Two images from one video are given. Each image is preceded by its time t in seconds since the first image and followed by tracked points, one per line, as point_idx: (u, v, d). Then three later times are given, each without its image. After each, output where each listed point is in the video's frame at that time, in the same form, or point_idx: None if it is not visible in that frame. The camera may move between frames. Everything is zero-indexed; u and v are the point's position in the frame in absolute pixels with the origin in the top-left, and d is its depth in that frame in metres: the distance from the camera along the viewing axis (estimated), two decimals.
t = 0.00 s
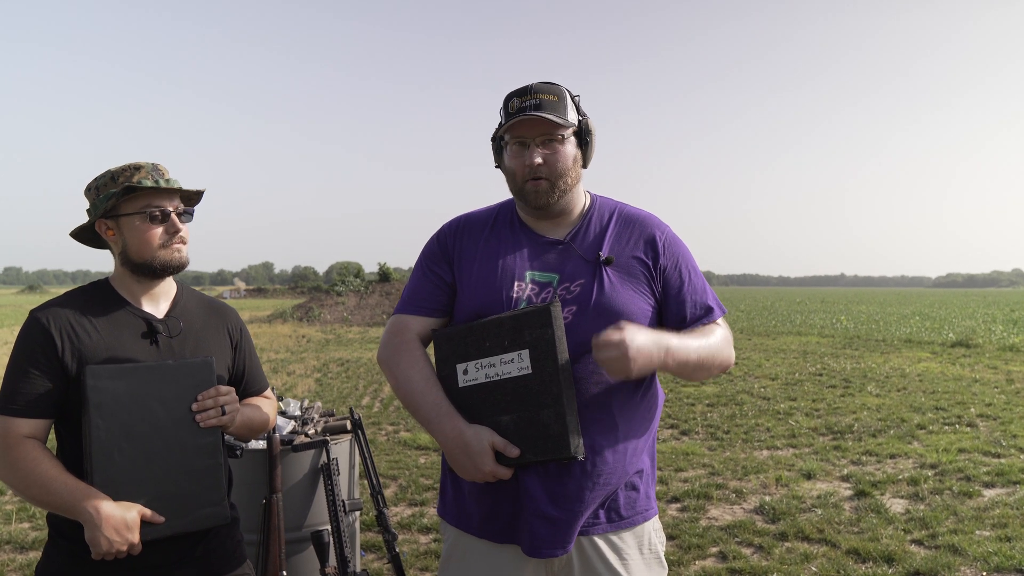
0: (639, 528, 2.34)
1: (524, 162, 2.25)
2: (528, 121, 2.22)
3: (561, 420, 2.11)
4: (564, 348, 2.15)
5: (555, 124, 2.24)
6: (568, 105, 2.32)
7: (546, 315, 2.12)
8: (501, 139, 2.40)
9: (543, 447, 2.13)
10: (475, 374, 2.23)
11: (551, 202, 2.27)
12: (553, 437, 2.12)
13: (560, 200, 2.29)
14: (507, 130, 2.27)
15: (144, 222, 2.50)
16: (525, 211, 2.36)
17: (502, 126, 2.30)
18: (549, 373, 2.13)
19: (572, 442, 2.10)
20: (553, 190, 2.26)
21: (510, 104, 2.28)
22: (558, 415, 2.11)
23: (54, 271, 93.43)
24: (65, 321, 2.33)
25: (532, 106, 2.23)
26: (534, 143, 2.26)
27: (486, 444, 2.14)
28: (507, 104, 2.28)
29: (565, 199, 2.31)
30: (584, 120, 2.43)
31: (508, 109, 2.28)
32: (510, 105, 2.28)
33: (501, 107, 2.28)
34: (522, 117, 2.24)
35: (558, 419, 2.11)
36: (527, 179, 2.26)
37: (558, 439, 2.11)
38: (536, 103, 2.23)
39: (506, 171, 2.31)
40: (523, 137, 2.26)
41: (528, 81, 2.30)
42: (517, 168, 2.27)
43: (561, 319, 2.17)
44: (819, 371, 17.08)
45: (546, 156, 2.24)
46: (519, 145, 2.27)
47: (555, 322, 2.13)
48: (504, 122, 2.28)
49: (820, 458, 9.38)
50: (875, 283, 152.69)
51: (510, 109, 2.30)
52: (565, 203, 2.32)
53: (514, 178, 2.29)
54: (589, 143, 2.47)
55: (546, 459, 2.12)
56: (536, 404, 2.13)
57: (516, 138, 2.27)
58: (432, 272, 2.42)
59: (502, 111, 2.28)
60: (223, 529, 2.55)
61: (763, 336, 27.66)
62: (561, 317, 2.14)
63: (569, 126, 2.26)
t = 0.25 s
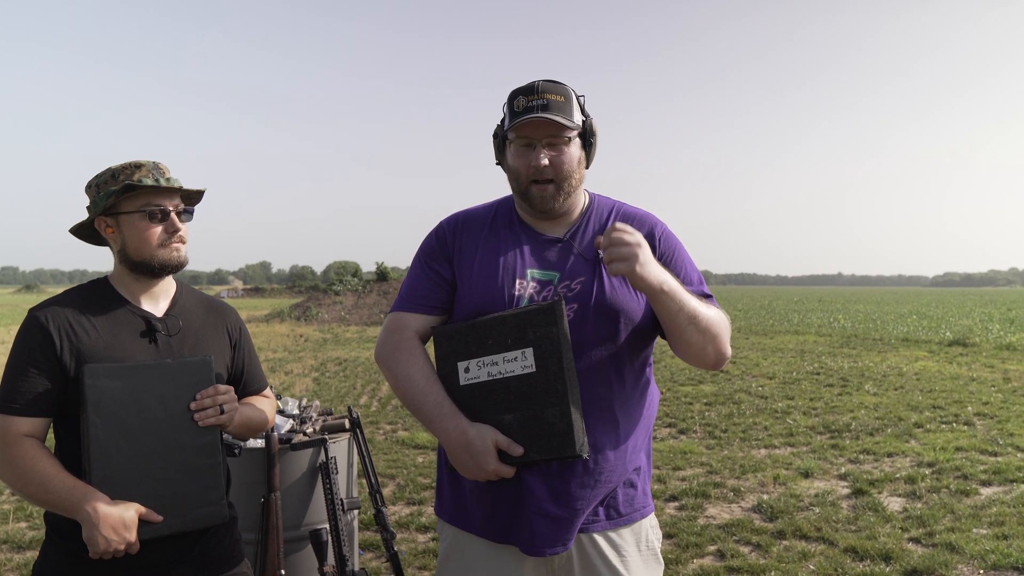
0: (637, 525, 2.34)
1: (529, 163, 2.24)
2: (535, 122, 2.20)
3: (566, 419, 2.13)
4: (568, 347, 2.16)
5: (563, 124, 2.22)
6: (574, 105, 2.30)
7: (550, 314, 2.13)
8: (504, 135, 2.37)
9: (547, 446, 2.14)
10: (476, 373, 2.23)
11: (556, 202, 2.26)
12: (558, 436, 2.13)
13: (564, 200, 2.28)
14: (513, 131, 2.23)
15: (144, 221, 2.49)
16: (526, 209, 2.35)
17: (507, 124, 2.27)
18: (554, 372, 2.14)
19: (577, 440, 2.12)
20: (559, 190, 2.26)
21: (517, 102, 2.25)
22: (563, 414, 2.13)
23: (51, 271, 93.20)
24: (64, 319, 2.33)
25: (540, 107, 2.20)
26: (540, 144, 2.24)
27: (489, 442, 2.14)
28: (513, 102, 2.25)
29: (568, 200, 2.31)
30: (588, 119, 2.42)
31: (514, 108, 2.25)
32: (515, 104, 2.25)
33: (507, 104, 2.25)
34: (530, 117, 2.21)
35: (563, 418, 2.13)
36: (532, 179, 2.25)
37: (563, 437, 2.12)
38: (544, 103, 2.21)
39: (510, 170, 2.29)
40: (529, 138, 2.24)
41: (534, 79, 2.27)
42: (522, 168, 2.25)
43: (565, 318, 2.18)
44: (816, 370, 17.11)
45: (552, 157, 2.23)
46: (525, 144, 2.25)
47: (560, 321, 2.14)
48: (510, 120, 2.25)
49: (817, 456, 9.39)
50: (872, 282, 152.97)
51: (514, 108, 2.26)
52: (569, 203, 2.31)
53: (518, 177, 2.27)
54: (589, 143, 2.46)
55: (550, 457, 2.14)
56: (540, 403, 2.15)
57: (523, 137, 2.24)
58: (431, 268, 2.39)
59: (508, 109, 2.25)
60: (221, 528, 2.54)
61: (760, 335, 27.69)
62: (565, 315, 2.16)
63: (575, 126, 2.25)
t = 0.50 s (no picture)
0: (636, 525, 2.34)
1: (537, 172, 2.23)
2: (543, 132, 2.19)
3: (567, 420, 2.13)
4: (568, 348, 2.17)
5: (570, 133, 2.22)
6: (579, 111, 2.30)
7: (551, 315, 2.14)
8: (507, 141, 2.36)
9: (547, 447, 2.15)
10: (476, 374, 2.23)
11: (563, 210, 2.27)
12: (558, 437, 2.14)
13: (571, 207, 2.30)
14: (522, 141, 2.21)
15: (144, 221, 2.49)
16: (531, 216, 2.35)
17: (513, 132, 2.26)
18: (554, 373, 2.15)
19: (577, 442, 2.13)
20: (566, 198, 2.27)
21: (523, 110, 2.23)
22: (564, 416, 2.14)
23: (47, 271, 92.94)
24: (63, 320, 2.32)
25: (547, 116, 2.20)
26: (547, 153, 2.23)
27: (489, 443, 2.14)
28: (518, 109, 2.23)
29: (573, 207, 2.32)
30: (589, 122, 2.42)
31: (520, 116, 2.24)
32: (522, 113, 2.23)
33: (513, 112, 2.23)
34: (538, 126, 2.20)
35: (564, 419, 2.13)
36: (540, 188, 2.25)
37: (564, 439, 2.13)
38: (552, 111, 2.21)
39: (516, 178, 2.28)
40: (537, 147, 2.22)
41: (538, 84, 2.26)
42: (530, 177, 2.25)
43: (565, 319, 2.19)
44: (813, 370, 17.14)
45: (560, 166, 2.23)
46: (532, 153, 2.24)
47: (560, 322, 2.15)
48: (516, 128, 2.24)
49: (814, 456, 9.41)
50: (868, 282, 153.34)
51: (520, 116, 2.25)
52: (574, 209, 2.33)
53: (524, 185, 2.27)
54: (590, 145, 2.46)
55: (550, 458, 2.14)
56: (541, 404, 2.15)
57: (530, 147, 2.22)
58: (429, 269, 2.39)
59: (514, 117, 2.24)
60: (219, 529, 2.54)
61: (757, 336, 27.74)
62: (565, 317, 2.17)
63: (582, 133, 2.26)
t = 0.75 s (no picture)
0: (636, 525, 2.34)
1: (529, 171, 2.24)
2: (536, 131, 2.20)
3: (567, 422, 2.14)
4: (568, 350, 2.17)
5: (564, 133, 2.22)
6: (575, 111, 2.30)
7: (551, 316, 2.15)
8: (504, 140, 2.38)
9: (547, 448, 2.15)
10: (476, 374, 2.23)
11: (555, 210, 2.27)
12: (559, 439, 2.14)
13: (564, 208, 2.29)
14: (514, 139, 2.23)
15: (145, 222, 2.49)
16: (526, 215, 2.36)
17: (507, 130, 2.27)
18: (554, 374, 2.16)
19: (578, 443, 2.13)
20: (558, 199, 2.27)
21: (517, 109, 2.25)
22: (564, 417, 2.14)
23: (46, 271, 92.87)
24: (65, 320, 2.33)
25: (541, 115, 2.21)
26: (540, 152, 2.24)
27: (489, 445, 2.14)
28: (513, 108, 2.25)
29: (568, 207, 2.32)
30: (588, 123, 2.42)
31: (514, 115, 2.25)
32: (516, 111, 2.24)
33: (507, 111, 2.25)
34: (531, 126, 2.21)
35: (564, 421, 2.14)
36: (532, 187, 2.25)
37: (564, 440, 2.14)
38: (545, 111, 2.22)
39: (509, 176, 2.30)
40: (529, 146, 2.24)
41: (535, 84, 2.27)
42: (522, 176, 2.25)
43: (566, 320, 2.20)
44: (812, 370, 17.16)
45: (553, 166, 2.23)
46: (525, 152, 2.25)
47: (561, 323, 2.16)
48: (511, 127, 2.25)
49: (814, 456, 9.41)
50: (867, 283, 153.47)
51: (515, 115, 2.26)
52: (569, 210, 2.33)
53: (517, 184, 2.28)
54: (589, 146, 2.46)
55: (550, 460, 2.15)
56: (541, 406, 2.15)
57: (524, 146, 2.23)
58: (429, 269, 2.39)
59: (509, 116, 2.25)
60: (220, 528, 2.54)
61: (756, 336, 27.75)
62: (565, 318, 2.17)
63: (577, 133, 2.25)
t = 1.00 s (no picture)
0: (637, 523, 2.35)
1: (533, 170, 2.25)
2: (541, 130, 2.20)
3: (572, 422, 2.14)
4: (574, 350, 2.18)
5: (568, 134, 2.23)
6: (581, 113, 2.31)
7: (557, 317, 2.15)
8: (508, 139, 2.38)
9: (552, 449, 2.16)
10: (480, 373, 2.24)
11: (557, 210, 2.28)
12: (564, 439, 2.15)
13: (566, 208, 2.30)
14: (518, 138, 2.23)
15: (146, 222, 2.49)
16: (528, 214, 2.36)
17: (512, 129, 2.28)
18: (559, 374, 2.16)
19: (582, 443, 2.14)
20: (561, 199, 2.27)
21: (523, 108, 2.25)
22: (569, 417, 2.15)
23: (46, 270, 92.90)
24: (66, 319, 2.33)
25: (546, 115, 2.21)
26: (544, 152, 2.25)
27: (494, 444, 2.15)
28: (519, 107, 2.25)
29: (570, 207, 2.32)
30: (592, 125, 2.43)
31: (520, 114, 2.25)
32: (521, 111, 2.25)
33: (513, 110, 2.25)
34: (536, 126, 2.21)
35: (569, 421, 2.14)
36: (535, 186, 2.26)
37: (569, 440, 2.14)
38: (550, 111, 2.22)
39: (512, 175, 2.30)
40: (533, 146, 2.24)
41: (541, 84, 2.27)
42: (525, 174, 2.26)
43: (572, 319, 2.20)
44: (812, 370, 17.16)
45: (556, 166, 2.24)
46: (529, 151, 2.25)
47: (567, 324, 2.16)
48: (516, 126, 2.25)
49: (814, 456, 9.42)
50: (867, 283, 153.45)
51: (520, 114, 2.26)
52: (571, 211, 2.33)
53: (520, 183, 2.28)
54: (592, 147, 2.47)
55: (555, 459, 2.15)
56: (546, 406, 2.16)
57: (528, 145, 2.24)
58: (432, 268, 2.39)
59: (514, 115, 2.26)
60: (223, 525, 2.55)
61: (756, 336, 27.76)
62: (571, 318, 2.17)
63: (581, 134, 2.26)
